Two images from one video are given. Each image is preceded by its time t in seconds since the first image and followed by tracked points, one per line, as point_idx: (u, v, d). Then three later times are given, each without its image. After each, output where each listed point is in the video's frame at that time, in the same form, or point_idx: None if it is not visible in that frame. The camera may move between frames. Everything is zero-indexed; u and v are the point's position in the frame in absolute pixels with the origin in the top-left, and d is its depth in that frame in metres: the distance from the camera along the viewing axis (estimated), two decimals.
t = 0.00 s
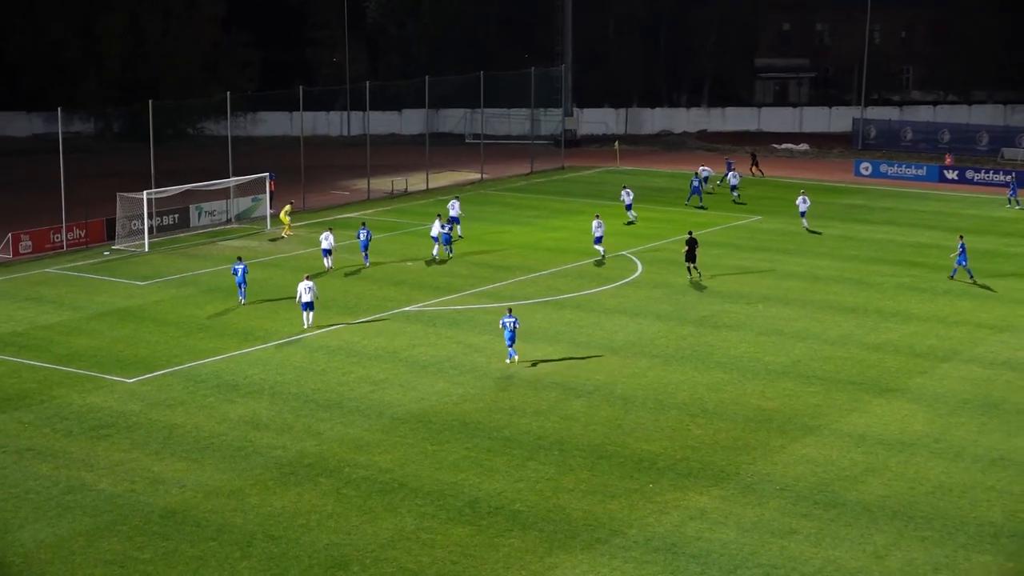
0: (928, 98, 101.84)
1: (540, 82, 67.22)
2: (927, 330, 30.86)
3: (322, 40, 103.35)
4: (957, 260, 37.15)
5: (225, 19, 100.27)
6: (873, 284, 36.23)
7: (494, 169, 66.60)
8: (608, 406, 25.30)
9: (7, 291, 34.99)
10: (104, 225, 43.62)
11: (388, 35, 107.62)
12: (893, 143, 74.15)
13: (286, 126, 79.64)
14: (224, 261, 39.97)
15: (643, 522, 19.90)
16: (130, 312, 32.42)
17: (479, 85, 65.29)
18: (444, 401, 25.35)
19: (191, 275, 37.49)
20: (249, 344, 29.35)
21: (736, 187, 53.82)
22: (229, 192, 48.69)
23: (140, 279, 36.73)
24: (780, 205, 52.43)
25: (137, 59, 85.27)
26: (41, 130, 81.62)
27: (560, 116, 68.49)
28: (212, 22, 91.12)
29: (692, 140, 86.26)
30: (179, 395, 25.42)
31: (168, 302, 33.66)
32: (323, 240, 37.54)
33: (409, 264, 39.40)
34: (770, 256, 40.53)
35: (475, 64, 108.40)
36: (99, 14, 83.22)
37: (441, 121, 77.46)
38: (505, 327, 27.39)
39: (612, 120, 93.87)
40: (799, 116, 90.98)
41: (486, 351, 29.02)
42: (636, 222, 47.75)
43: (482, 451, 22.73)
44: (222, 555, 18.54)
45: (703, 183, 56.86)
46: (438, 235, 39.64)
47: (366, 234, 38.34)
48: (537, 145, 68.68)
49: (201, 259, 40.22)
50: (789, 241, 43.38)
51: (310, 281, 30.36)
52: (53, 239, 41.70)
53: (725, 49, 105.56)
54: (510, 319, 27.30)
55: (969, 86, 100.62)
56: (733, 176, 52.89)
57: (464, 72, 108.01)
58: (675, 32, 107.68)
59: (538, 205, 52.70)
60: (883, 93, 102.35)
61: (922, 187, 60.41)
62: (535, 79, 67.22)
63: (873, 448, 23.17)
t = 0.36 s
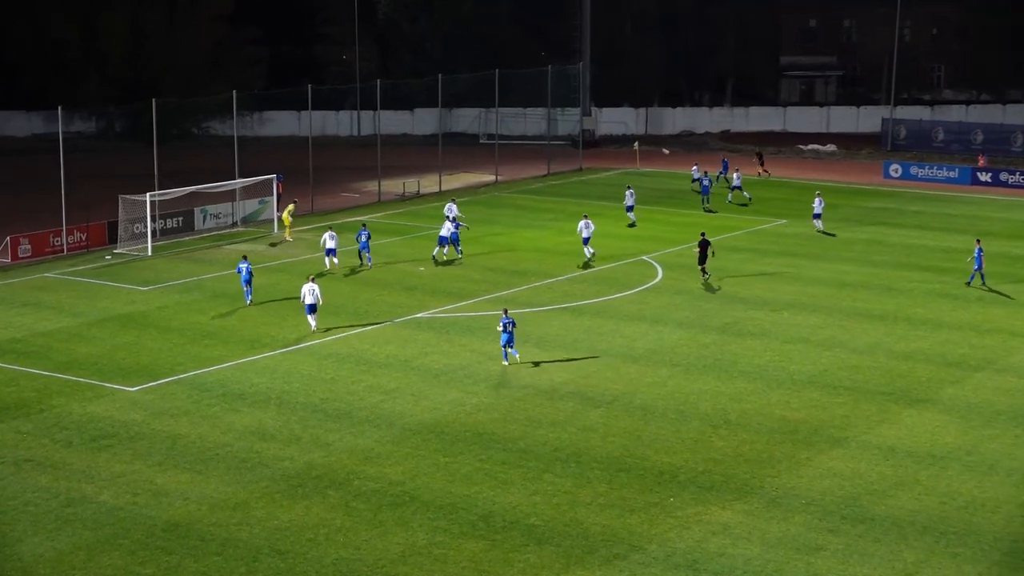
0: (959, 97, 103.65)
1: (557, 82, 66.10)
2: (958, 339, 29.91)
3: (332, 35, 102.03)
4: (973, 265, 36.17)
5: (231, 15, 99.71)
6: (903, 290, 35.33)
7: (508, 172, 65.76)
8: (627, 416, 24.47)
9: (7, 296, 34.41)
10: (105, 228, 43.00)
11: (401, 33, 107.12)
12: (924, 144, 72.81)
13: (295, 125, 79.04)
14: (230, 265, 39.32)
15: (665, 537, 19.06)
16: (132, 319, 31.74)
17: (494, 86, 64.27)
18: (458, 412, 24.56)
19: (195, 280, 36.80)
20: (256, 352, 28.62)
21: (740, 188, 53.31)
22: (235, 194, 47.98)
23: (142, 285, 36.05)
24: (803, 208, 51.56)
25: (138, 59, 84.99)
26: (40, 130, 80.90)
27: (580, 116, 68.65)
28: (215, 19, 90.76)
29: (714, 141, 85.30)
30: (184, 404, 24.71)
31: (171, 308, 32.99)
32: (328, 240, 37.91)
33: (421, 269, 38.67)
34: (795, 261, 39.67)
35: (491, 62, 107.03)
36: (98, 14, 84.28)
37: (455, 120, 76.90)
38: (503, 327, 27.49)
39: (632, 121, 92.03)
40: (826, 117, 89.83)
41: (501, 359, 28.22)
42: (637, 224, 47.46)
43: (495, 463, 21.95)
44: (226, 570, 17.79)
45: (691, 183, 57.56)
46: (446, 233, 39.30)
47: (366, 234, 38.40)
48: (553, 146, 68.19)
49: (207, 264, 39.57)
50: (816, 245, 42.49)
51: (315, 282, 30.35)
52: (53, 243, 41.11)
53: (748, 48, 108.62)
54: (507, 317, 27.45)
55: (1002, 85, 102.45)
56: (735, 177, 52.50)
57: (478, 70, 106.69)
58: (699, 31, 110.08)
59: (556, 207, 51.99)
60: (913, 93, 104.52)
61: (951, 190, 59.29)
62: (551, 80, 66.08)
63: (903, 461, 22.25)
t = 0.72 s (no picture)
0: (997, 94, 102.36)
1: (577, 76, 66.23)
2: (996, 347, 28.80)
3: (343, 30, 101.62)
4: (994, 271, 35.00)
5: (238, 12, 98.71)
6: (938, 296, 34.22)
7: (524, 172, 64.84)
8: (649, 427, 23.53)
9: (4, 300, 33.74)
10: (106, 231, 42.42)
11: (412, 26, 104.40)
12: (962, 144, 72.36)
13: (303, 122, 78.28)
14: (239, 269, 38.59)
15: (690, 554, 18.13)
16: (134, 325, 30.99)
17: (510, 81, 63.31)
18: (473, 422, 23.65)
19: (199, 284, 36.07)
20: (262, 360, 27.81)
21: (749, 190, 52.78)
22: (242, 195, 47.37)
23: (144, 289, 35.33)
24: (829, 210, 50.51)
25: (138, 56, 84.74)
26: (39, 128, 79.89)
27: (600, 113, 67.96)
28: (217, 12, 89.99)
29: (741, 141, 83.59)
30: (187, 414, 23.91)
31: (173, 313, 32.25)
32: (329, 239, 37.64)
33: (434, 273, 37.81)
34: (825, 265, 38.63)
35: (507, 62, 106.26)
36: (100, 12, 84.08)
37: (470, 118, 75.96)
38: (499, 328, 26.88)
39: (654, 118, 89.80)
40: (858, 115, 88.53)
41: (517, 368, 27.32)
42: (640, 223, 46.92)
43: (512, 476, 21.04)
44: None
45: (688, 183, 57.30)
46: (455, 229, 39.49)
47: (361, 235, 37.91)
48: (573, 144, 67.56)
49: (215, 267, 38.85)
50: (846, 249, 41.42)
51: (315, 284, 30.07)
52: (51, 245, 40.52)
53: (777, 47, 106.08)
54: (505, 318, 26.77)
55: None
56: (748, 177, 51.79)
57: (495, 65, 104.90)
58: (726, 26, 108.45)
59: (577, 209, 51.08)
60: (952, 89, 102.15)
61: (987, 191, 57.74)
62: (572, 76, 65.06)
63: (939, 475, 21.22)
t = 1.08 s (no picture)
0: None
1: (601, 74, 65.31)
2: None
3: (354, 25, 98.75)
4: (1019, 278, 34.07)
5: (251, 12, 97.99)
6: (979, 303, 33.16)
7: (546, 171, 64.03)
8: (675, 438, 22.70)
9: (4, 305, 33.16)
10: (109, 232, 41.80)
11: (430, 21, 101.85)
12: (1003, 143, 70.19)
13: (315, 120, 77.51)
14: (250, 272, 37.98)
15: (719, 571, 17.28)
16: (139, 330, 30.34)
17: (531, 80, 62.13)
18: (493, 433, 22.87)
19: (207, 288, 35.44)
20: (273, 367, 27.10)
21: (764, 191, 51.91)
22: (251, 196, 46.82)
23: (149, 293, 34.70)
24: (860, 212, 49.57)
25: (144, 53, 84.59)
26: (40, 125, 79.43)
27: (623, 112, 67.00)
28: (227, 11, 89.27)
29: (772, 141, 82.01)
30: (192, 424, 23.19)
31: (180, 319, 31.58)
32: (336, 234, 38.03)
33: (450, 278, 37.06)
34: (861, 270, 37.67)
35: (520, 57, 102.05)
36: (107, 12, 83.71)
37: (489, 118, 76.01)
38: (493, 330, 26.89)
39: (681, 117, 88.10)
40: (893, 113, 84.85)
41: (538, 376, 26.52)
42: (648, 226, 46.24)
43: (532, 489, 20.22)
44: None
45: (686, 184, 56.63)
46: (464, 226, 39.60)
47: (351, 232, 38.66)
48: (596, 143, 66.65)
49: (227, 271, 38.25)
50: (881, 253, 40.42)
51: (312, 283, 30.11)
52: (53, 248, 39.99)
53: (809, 44, 99.38)
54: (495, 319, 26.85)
55: None
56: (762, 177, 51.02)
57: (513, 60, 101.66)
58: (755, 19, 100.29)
59: (600, 211, 50.26)
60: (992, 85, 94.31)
61: None
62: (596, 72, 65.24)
63: (979, 488, 20.30)
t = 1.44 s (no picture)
0: None
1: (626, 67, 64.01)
2: None
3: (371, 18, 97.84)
4: None
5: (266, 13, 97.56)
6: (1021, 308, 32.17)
7: (569, 169, 63.01)
8: (704, 448, 21.85)
9: (8, 307, 32.65)
10: (117, 233, 41.26)
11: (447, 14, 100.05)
12: None
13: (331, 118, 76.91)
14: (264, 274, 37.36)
15: None
16: (148, 334, 29.73)
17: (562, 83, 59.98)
18: (515, 442, 22.07)
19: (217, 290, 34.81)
20: (286, 372, 26.41)
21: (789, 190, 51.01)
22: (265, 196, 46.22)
23: (158, 295, 34.11)
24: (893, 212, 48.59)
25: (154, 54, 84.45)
26: (45, 121, 78.86)
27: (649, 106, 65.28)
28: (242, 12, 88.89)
29: (802, 138, 80.76)
30: (203, 431, 22.51)
31: (192, 322, 30.97)
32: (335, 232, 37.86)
33: (471, 280, 36.29)
34: (899, 272, 36.73)
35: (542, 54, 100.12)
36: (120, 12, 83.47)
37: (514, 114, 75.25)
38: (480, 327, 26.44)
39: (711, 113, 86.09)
40: (933, 110, 82.60)
41: (561, 383, 25.72)
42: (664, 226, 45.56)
43: (557, 500, 19.42)
44: None
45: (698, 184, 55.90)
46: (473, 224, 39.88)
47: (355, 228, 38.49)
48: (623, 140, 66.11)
49: (240, 273, 37.64)
50: (917, 255, 39.46)
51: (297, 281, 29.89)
52: (58, 248, 39.49)
53: (842, 35, 94.29)
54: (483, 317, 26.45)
55: None
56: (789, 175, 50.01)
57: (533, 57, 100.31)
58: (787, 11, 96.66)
59: (625, 212, 49.43)
60: None
61: None
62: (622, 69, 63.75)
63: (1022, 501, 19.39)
